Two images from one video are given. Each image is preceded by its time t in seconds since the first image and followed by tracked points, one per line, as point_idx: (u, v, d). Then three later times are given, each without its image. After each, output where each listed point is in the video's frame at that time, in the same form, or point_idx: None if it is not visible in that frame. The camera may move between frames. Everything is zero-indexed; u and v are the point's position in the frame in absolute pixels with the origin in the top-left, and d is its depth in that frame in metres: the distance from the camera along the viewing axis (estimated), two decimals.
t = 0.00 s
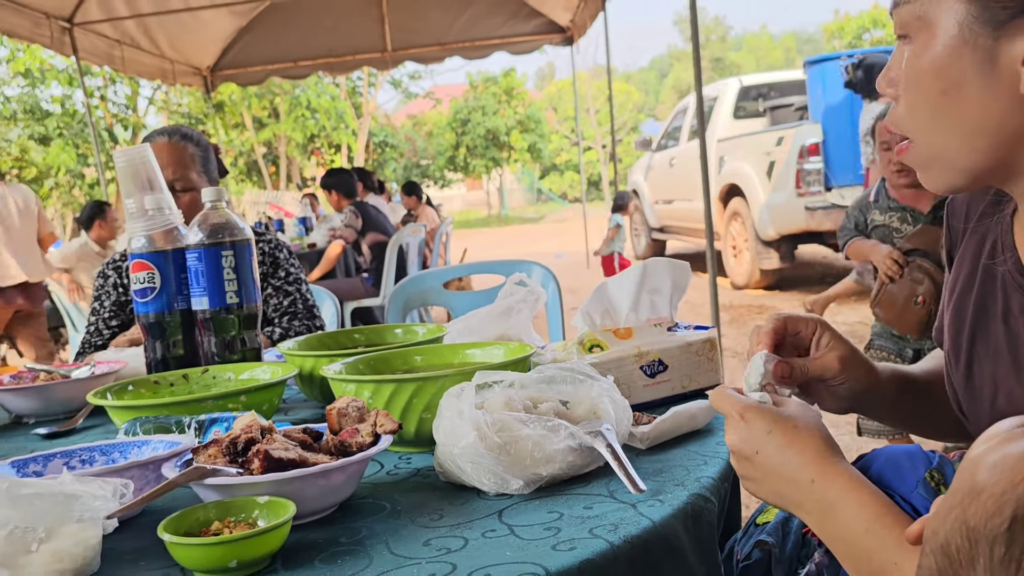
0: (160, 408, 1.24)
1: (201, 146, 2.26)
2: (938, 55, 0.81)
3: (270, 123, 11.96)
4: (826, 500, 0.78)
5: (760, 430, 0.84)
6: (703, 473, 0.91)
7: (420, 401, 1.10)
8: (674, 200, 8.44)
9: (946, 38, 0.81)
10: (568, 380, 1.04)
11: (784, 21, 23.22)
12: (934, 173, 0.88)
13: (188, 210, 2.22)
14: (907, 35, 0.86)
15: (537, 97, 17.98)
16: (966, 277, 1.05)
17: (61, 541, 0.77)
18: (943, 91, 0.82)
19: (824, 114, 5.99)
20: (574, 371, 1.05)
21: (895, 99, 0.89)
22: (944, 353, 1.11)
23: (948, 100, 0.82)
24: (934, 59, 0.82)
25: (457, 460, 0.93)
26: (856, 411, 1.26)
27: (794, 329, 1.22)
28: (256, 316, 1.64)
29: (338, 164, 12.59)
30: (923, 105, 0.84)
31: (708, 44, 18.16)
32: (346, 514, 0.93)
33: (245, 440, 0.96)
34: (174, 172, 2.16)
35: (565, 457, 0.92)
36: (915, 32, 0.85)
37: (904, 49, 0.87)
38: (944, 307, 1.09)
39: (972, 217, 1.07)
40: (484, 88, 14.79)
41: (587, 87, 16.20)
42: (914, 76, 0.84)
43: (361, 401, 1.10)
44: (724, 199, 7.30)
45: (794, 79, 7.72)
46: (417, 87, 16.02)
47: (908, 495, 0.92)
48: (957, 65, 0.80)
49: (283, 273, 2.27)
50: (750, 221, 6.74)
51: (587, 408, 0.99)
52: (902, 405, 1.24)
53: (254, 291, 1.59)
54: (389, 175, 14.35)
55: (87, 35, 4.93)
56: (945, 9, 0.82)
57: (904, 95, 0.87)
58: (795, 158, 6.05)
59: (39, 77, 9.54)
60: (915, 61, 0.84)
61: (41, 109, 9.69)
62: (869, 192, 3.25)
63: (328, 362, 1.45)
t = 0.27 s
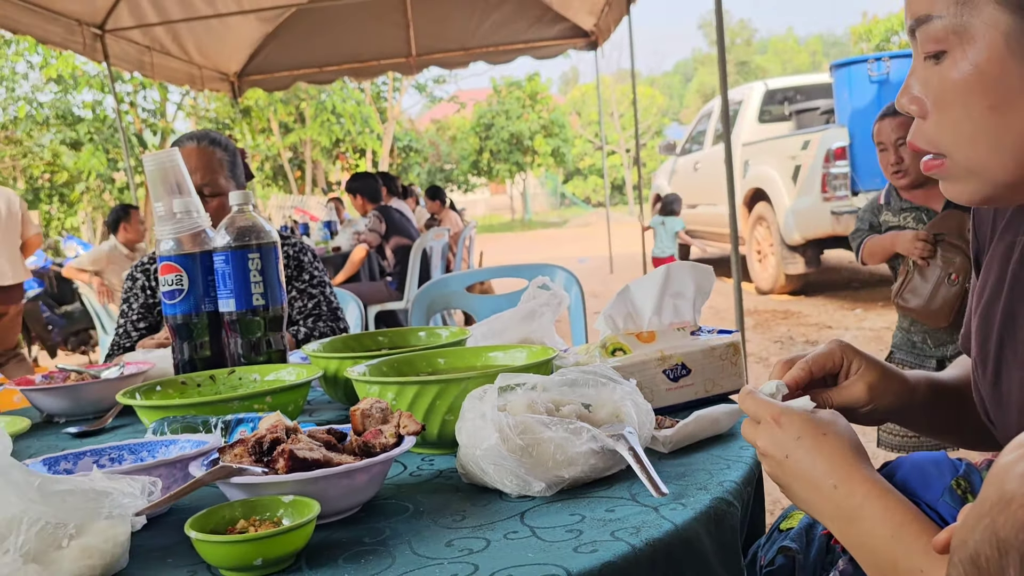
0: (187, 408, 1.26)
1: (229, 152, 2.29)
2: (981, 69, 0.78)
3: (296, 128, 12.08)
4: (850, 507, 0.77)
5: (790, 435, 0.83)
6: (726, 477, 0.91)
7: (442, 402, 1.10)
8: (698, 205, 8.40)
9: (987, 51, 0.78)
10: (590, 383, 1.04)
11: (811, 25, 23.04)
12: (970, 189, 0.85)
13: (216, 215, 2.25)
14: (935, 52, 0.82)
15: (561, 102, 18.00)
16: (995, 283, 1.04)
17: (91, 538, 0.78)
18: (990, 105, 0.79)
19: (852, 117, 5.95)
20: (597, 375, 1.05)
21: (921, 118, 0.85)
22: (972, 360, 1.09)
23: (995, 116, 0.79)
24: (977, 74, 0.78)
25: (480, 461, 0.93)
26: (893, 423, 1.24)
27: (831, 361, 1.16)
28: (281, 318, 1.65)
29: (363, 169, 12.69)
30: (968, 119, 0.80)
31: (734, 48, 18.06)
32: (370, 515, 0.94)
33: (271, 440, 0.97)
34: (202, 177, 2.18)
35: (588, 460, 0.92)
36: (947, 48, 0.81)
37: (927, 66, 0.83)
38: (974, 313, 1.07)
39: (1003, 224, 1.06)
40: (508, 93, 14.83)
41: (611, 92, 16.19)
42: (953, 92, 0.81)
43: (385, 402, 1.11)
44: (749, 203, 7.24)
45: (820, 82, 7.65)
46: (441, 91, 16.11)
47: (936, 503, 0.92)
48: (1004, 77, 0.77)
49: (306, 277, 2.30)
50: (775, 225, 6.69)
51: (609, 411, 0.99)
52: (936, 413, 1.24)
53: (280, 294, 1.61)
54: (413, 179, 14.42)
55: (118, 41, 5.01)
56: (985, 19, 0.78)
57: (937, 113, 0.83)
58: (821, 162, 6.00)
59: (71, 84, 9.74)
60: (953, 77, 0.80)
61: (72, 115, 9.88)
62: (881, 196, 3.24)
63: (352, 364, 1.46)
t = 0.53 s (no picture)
0: (209, 411, 1.27)
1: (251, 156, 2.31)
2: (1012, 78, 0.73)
3: (318, 132, 12.17)
4: (872, 515, 0.76)
5: (815, 441, 0.83)
6: (746, 483, 0.90)
7: (462, 406, 1.10)
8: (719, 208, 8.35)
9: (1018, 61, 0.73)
10: (610, 388, 1.03)
11: (833, 28, 22.88)
12: (1003, 207, 0.79)
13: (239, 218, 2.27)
14: (960, 64, 0.77)
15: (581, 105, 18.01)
16: None
17: (116, 538, 0.79)
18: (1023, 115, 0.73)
19: (874, 120, 5.87)
20: (617, 380, 1.05)
21: (946, 132, 0.79)
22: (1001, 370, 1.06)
23: None
24: (1008, 83, 0.73)
25: (499, 465, 0.93)
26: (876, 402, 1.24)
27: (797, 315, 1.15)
28: (302, 322, 1.66)
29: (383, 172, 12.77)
30: (999, 131, 0.74)
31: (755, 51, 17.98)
32: (391, 518, 0.95)
33: (292, 442, 0.97)
34: (225, 180, 2.21)
35: (608, 464, 0.92)
36: (973, 59, 0.76)
37: (952, 79, 0.78)
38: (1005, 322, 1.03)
39: None
40: (528, 97, 14.86)
41: (631, 95, 16.18)
42: (981, 104, 0.75)
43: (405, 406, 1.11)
44: (771, 207, 7.19)
45: (842, 85, 7.58)
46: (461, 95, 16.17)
47: (958, 511, 0.86)
48: None
49: (327, 278, 2.32)
50: (797, 229, 6.63)
51: (628, 416, 0.99)
52: (912, 379, 1.20)
53: (301, 297, 1.62)
54: (433, 183, 14.48)
55: (143, 47, 5.08)
56: (1014, 28, 0.73)
57: (963, 127, 0.77)
58: (843, 166, 5.95)
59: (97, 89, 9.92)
60: (980, 89, 0.75)
61: (98, 119, 10.04)
62: (922, 201, 3.18)
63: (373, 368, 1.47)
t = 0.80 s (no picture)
0: (228, 412, 1.28)
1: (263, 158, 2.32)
2: None
3: (336, 136, 12.24)
4: (892, 519, 0.76)
5: (842, 443, 0.84)
6: (764, 487, 0.89)
7: (479, 409, 1.11)
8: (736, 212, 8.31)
9: None
10: (628, 392, 1.03)
11: (852, 31, 22.75)
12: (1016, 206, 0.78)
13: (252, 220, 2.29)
14: (975, 63, 0.75)
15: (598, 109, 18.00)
16: None
17: (136, 537, 0.80)
18: None
19: (894, 124, 5.72)
20: (635, 384, 1.05)
21: (960, 131, 0.78)
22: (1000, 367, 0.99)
23: None
24: None
25: (517, 468, 0.93)
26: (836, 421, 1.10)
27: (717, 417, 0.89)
28: (321, 324, 1.67)
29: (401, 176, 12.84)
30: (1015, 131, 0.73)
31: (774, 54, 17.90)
32: (408, 519, 0.95)
33: (310, 443, 0.98)
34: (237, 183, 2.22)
35: (625, 467, 0.91)
36: (988, 58, 0.74)
37: (965, 78, 0.76)
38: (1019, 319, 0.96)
39: None
40: (545, 100, 14.88)
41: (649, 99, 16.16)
42: (996, 104, 0.74)
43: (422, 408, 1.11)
44: (789, 211, 7.15)
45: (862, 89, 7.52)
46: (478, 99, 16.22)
47: (981, 518, 0.79)
48: None
49: (341, 273, 2.34)
50: (816, 233, 6.59)
51: (646, 420, 0.99)
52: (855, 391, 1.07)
53: (319, 299, 1.62)
54: (450, 187, 14.53)
55: (164, 52, 5.14)
56: None
57: (977, 127, 0.76)
58: (863, 170, 5.90)
59: (119, 93, 10.05)
60: (996, 89, 0.73)
61: (119, 123, 10.18)
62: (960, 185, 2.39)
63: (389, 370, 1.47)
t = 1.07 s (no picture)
0: (243, 413, 1.29)
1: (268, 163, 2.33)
2: None
3: (351, 140, 12.31)
4: (901, 531, 0.79)
5: (856, 453, 0.87)
6: (780, 491, 0.89)
7: (494, 411, 1.11)
8: (752, 217, 8.26)
9: None
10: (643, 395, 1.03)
11: (870, 36, 22.61)
12: (1014, 222, 0.76)
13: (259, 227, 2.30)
14: (975, 76, 0.73)
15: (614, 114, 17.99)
16: None
17: (154, 536, 0.81)
18: None
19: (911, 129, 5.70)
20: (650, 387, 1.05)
21: (958, 144, 0.77)
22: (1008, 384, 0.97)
23: None
24: None
25: (531, 469, 0.93)
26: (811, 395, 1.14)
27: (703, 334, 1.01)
28: (336, 326, 1.67)
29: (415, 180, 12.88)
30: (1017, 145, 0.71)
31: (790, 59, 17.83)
32: (422, 521, 0.95)
33: (326, 444, 0.98)
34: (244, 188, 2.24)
35: (640, 468, 0.91)
36: (989, 72, 0.72)
37: (965, 91, 0.75)
38: None
39: None
40: (560, 105, 14.90)
41: (664, 104, 16.13)
42: (996, 119, 0.72)
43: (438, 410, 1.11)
44: (805, 216, 7.10)
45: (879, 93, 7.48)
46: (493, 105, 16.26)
47: (993, 529, 0.77)
48: None
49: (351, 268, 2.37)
50: (832, 239, 6.55)
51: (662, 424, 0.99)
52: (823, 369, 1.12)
53: (335, 302, 1.63)
54: (464, 191, 14.55)
55: (182, 56, 5.19)
56: None
57: (975, 142, 0.74)
58: (879, 175, 5.86)
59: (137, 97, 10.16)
60: (997, 103, 0.72)
61: (137, 127, 10.29)
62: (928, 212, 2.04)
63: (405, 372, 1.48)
